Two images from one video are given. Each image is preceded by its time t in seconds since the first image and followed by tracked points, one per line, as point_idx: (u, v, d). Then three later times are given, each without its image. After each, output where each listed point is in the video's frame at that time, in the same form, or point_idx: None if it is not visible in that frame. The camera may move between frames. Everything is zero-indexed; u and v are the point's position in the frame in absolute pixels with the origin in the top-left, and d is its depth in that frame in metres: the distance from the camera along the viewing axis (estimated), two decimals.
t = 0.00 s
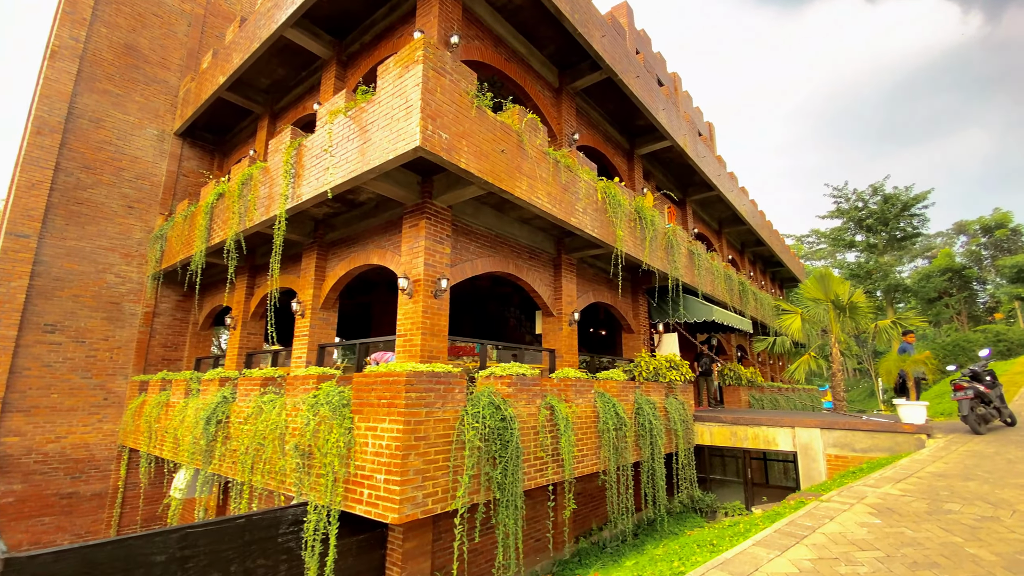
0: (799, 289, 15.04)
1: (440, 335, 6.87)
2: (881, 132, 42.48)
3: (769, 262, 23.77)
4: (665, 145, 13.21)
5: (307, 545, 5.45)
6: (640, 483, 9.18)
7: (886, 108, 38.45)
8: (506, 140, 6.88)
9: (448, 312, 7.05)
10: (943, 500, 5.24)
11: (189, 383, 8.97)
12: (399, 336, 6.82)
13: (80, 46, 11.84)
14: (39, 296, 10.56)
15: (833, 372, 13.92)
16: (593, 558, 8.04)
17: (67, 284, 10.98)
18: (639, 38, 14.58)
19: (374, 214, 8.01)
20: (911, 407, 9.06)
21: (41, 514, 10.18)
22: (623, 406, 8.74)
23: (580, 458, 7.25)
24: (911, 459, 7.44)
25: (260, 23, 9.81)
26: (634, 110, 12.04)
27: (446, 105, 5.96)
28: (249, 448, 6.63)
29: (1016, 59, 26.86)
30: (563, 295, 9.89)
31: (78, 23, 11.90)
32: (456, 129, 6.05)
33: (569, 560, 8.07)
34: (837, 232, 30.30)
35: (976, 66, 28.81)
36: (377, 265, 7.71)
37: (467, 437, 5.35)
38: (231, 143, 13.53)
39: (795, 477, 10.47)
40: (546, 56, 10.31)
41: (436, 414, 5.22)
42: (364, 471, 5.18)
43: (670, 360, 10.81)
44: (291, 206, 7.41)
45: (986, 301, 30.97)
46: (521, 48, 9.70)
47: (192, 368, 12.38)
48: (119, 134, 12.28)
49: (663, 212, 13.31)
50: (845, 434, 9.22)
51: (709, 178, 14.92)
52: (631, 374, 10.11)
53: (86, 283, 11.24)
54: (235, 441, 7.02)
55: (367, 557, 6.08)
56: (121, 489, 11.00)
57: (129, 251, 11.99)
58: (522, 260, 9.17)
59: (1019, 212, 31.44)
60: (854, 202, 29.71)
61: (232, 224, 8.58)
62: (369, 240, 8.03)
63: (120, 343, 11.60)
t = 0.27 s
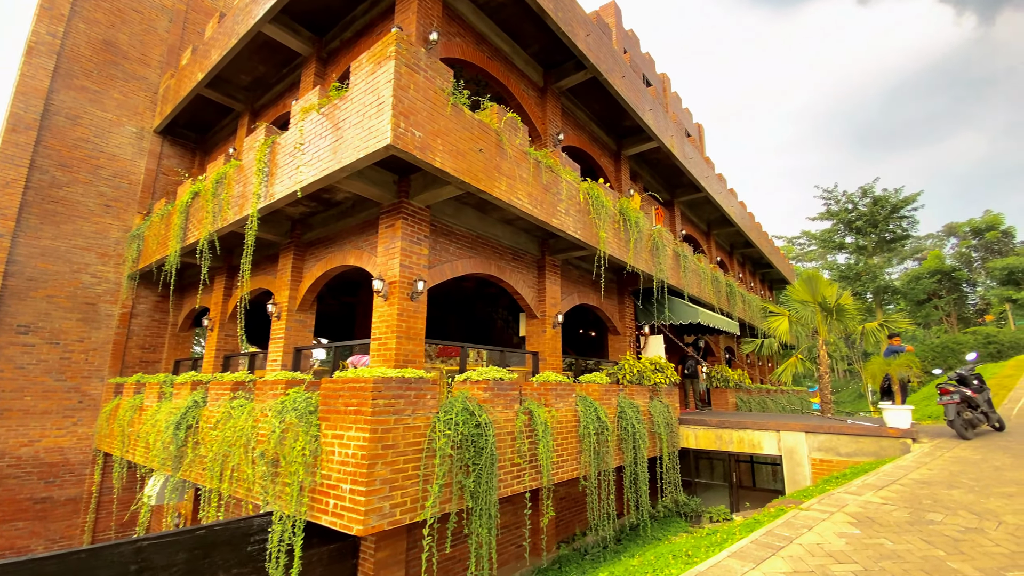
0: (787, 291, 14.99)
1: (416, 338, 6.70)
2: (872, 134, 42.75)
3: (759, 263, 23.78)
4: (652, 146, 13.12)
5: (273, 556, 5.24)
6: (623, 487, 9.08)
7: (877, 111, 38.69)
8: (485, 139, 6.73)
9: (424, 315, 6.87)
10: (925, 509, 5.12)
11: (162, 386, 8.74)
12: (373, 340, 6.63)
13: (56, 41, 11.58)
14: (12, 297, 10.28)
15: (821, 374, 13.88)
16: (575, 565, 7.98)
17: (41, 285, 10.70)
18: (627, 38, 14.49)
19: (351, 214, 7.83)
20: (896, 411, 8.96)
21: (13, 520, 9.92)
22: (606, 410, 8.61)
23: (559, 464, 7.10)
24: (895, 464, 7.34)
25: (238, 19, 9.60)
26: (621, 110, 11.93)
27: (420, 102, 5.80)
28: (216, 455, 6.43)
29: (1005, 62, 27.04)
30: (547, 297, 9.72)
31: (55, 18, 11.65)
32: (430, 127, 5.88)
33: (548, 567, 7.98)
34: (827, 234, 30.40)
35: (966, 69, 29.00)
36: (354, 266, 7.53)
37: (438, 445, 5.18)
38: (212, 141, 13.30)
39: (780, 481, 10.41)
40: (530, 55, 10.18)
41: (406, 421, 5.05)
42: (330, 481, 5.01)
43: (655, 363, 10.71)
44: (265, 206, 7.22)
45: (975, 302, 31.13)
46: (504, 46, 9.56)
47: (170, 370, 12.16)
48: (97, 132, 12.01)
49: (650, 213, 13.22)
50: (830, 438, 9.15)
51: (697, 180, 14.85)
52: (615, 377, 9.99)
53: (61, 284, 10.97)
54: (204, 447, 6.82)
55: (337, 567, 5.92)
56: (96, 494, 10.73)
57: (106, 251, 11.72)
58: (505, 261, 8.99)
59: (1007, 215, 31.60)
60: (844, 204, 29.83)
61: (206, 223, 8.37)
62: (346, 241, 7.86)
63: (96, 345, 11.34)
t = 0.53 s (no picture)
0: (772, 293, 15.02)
1: (390, 340, 6.58)
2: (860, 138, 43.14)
3: (747, 265, 23.89)
4: (638, 147, 13.10)
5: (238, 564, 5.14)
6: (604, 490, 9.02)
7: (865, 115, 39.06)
8: (461, 137, 6.62)
9: (400, 316, 6.75)
10: (900, 515, 5.07)
11: (135, 388, 8.55)
12: (347, 342, 6.50)
13: (33, 35, 11.34)
14: None
15: (805, 376, 13.91)
16: (552, 569, 7.90)
17: (14, 284, 10.43)
18: (614, 39, 14.45)
19: (327, 213, 7.70)
20: (877, 414, 8.96)
21: None
22: (586, 412, 8.54)
23: (536, 467, 7.01)
24: (874, 467, 7.32)
25: (216, 14, 9.43)
26: (605, 110, 11.87)
27: (392, 99, 5.68)
28: (183, 459, 6.28)
29: (992, 68, 27.33)
30: (529, 299, 9.61)
31: (32, 12, 11.41)
32: (403, 124, 5.77)
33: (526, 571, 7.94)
34: (815, 236, 30.63)
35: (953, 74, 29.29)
36: (330, 266, 7.40)
37: (406, 451, 5.06)
38: (193, 138, 13.09)
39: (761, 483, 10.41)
40: (514, 54, 10.09)
41: (373, 426, 4.93)
42: (294, 487, 4.90)
43: (637, 364, 10.68)
44: (238, 204, 7.07)
45: (961, 305, 31.47)
46: (486, 45, 9.47)
47: (148, 371, 11.97)
48: (73, 128, 11.76)
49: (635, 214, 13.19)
50: (811, 441, 9.18)
51: (683, 181, 14.86)
52: (596, 379, 9.92)
53: (34, 283, 10.71)
54: (172, 451, 6.67)
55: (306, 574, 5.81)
56: (70, 497, 10.51)
57: (82, 249, 11.47)
58: (486, 262, 8.86)
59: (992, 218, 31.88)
60: (832, 207, 30.04)
61: (180, 222, 8.20)
62: (322, 240, 7.73)
63: (71, 345, 11.10)
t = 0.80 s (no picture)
0: (752, 295, 15.15)
1: (360, 340, 6.50)
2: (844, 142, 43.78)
3: (730, 267, 24.11)
4: (619, 148, 13.14)
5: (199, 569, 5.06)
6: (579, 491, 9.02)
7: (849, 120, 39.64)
8: (434, 136, 6.56)
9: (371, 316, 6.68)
10: (862, 515, 5.12)
11: (102, 387, 8.38)
12: (316, 342, 6.41)
13: (3, 26, 11.06)
14: None
15: (783, 377, 14.05)
16: (525, 571, 7.88)
17: None
18: (597, 40, 14.50)
19: (299, 211, 7.60)
20: (849, 414, 9.05)
21: None
22: (561, 413, 8.53)
23: (508, 468, 6.98)
24: (843, 467, 7.39)
25: (190, 7, 9.27)
26: (586, 112, 11.89)
27: (361, 96, 5.62)
28: (145, 461, 6.16)
29: (972, 75, 27.85)
30: (507, 299, 9.57)
31: (2, 3, 11.13)
32: (373, 122, 5.71)
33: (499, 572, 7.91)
34: (798, 239, 30.99)
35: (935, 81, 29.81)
36: (301, 264, 7.31)
37: (370, 452, 5.00)
38: (170, 134, 12.87)
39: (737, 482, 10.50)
40: (493, 53, 10.05)
41: (335, 427, 4.87)
42: (254, 489, 4.82)
43: (616, 365, 10.70)
44: (206, 201, 6.94)
45: (940, 307, 32.00)
46: (465, 44, 9.42)
47: (121, 370, 11.80)
48: (45, 122, 11.48)
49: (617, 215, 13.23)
50: (785, 441, 9.27)
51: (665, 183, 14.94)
52: (573, 379, 9.91)
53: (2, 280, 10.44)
54: (136, 452, 6.53)
55: None
56: (37, 499, 10.24)
57: (52, 246, 11.19)
58: (462, 262, 8.80)
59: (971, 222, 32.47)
60: (814, 210, 30.42)
61: (149, 219, 8.05)
62: (294, 239, 7.63)
63: (40, 344, 10.83)
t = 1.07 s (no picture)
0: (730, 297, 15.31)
1: (327, 342, 6.44)
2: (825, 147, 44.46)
3: (712, 269, 24.36)
4: (599, 151, 13.18)
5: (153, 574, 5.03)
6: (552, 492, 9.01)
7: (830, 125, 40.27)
8: (403, 137, 6.52)
9: (338, 317, 6.62)
10: (818, 516, 5.20)
11: (66, 388, 8.22)
12: (281, 343, 6.34)
13: None
14: None
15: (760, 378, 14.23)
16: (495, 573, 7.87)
17: None
18: (578, 42, 14.55)
19: (268, 211, 7.51)
20: (818, 416, 9.19)
21: None
22: (534, 415, 8.52)
23: (477, 471, 6.96)
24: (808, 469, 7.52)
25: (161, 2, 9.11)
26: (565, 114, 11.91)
27: (326, 96, 5.57)
28: (102, 464, 6.05)
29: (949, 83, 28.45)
30: (482, 300, 9.48)
31: None
32: (338, 122, 5.66)
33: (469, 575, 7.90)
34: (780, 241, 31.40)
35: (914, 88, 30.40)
36: (269, 265, 7.23)
37: (329, 455, 4.96)
38: (143, 130, 12.65)
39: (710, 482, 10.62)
40: (471, 54, 10.01)
41: (293, 431, 4.82)
42: (209, 494, 4.77)
43: (592, 366, 10.73)
44: (171, 199, 6.83)
45: (916, 310, 32.64)
46: (441, 44, 9.36)
47: (92, 370, 11.62)
48: (12, 116, 11.19)
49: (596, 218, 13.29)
50: (755, 442, 9.39)
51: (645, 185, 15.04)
52: (546, 381, 9.92)
53: None
54: (95, 456, 6.41)
55: None
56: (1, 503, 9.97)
57: (19, 243, 10.90)
58: (436, 262, 8.72)
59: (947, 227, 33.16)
60: (796, 213, 30.84)
61: (115, 217, 7.90)
62: (263, 239, 7.54)
63: (5, 344, 10.55)
